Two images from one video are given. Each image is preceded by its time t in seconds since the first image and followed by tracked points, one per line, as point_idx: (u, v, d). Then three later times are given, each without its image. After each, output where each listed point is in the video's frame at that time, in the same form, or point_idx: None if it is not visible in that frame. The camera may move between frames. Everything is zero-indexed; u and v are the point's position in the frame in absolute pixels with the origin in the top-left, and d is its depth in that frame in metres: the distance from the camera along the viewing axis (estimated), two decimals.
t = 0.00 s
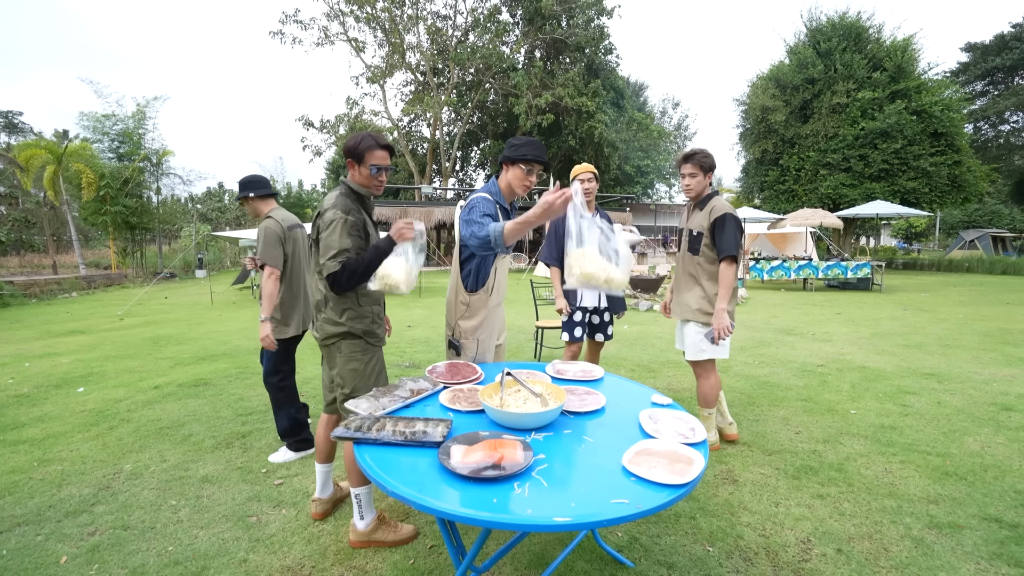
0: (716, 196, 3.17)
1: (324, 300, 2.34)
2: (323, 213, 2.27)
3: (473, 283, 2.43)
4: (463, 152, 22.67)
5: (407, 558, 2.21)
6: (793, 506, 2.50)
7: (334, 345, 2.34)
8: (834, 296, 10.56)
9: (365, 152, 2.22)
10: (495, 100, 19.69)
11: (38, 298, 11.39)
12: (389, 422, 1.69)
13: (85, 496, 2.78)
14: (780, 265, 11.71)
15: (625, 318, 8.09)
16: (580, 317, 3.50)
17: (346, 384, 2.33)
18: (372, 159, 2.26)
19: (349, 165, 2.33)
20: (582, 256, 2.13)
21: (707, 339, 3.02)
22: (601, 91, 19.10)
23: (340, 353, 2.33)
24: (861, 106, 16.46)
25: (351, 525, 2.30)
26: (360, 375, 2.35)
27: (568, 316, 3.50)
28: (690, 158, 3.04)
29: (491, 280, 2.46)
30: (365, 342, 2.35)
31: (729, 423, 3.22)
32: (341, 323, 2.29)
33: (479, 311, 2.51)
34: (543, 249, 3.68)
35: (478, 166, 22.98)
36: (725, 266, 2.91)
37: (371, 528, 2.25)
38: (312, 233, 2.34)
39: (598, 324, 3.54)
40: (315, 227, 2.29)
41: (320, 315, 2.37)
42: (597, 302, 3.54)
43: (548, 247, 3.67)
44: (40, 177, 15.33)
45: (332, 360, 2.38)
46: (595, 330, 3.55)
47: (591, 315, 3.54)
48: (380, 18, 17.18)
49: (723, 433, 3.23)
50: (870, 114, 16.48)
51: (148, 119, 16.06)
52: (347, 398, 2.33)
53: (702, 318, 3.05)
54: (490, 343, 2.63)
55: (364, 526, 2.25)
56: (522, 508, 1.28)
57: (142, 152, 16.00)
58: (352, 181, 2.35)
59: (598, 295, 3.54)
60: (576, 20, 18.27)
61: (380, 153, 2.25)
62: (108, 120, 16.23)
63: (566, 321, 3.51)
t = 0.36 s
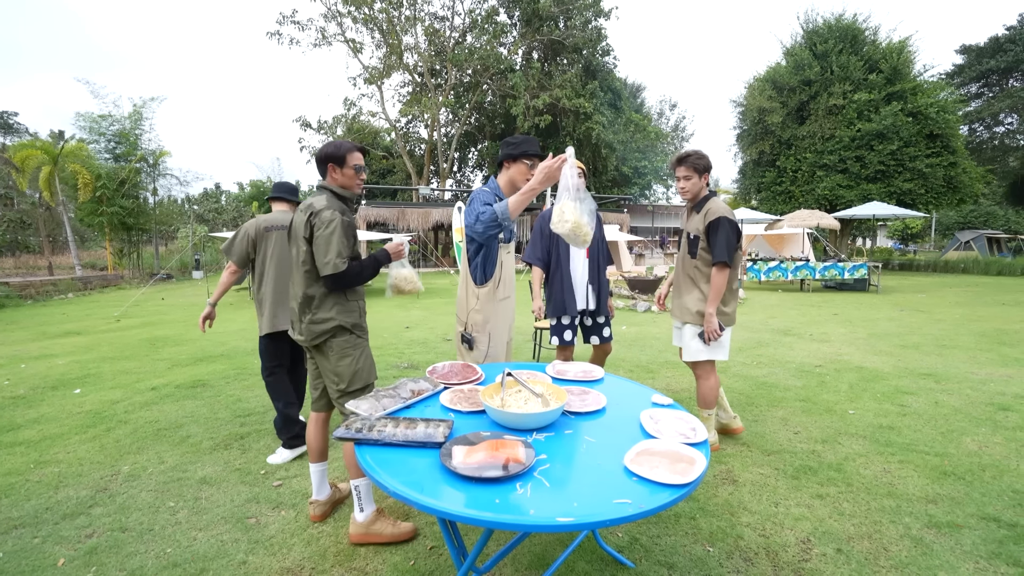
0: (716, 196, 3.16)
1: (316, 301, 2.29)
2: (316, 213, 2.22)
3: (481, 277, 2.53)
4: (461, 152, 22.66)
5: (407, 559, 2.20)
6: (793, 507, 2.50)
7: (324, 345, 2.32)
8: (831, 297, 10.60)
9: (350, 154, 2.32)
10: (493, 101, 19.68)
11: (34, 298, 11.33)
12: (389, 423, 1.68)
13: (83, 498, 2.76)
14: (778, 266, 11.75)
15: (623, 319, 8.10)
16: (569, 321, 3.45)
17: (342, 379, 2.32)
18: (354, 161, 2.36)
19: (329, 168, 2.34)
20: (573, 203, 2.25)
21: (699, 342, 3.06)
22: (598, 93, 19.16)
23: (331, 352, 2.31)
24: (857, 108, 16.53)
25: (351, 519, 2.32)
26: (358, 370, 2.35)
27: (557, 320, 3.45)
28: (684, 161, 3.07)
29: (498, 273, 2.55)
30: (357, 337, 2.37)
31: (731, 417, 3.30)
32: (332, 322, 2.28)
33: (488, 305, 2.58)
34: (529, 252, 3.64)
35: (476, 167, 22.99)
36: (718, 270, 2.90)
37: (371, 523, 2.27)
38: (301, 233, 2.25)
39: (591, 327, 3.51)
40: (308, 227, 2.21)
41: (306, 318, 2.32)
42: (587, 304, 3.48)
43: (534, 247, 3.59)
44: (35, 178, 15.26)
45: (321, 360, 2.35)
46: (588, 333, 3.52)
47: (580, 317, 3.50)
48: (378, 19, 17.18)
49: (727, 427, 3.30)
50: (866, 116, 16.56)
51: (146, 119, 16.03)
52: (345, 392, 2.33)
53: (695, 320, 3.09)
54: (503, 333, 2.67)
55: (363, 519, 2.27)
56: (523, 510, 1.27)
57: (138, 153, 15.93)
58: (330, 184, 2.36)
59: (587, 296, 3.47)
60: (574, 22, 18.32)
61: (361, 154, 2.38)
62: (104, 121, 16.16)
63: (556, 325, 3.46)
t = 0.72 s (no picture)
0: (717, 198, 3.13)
1: (329, 298, 2.29)
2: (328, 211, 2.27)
3: (501, 279, 2.82)
4: (460, 154, 22.68)
5: (407, 560, 2.20)
6: (793, 507, 2.51)
7: (332, 341, 2.32)
8: (830, 298, 10.62)
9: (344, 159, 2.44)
10: (492, 102, 19.70)
11: (32, 300, 11.29)
12: (391, 423, 1.68)
13: (81, 500, 2.75)
14: (777, 267, 11.76)
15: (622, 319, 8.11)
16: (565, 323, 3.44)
17: (351, 373, 2.36)
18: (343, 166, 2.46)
19: (318, 172, 2.38)
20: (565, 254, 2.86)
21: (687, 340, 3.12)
22: (597, 95, 19.20)
23: (341, 347, 2.33)
24: (856, 109, 16.57)
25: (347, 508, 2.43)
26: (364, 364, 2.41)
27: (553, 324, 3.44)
28: (679, 165, 3.09)
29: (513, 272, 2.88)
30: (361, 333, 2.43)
31: (738, 426, 3.22)
32: (345, 317, 2.32)
33: (508, 302, 2.89)
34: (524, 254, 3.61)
35: (475, 168, 23.01)
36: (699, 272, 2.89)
37: (366, 512, 2.36)
38: (312, 232, 2.24)
39: (587, 327, 3.53)
40: (323, 225, 2.24)
41: (315, 315, 2.28)
42: (582, 306, 3.45)
43: (529, 251, 3.55)
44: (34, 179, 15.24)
45: (328, 357, 2.34)
46: (584, 334, 3.54)
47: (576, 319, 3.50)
48: (377, 21, 17.20)
49: (732, 435, 3.24)
50: (864, 117, 16.60)
51: (145, 121, 16.03)
52: (353, 386, 2.37)
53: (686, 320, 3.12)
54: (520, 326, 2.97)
55: (358, 506, 2.38)
56: (523, 510, 1.28)
57: (137, 154, 15.91)
58: (322, 184, 2.39)
59: (583, 299, 3.44)
60: (572, 23, 18.36)
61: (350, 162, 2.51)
62: (104, 122, 16.12)
63: (552, 328, 3.46)
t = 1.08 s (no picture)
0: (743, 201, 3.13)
1: (321, 295, 2.29)
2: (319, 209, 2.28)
3: (523, 277, 2.88)
4: (461, 155, 22.70)
5: (406, 561, 2.20)
6: (793, 508, 2.50)
7: (323, 340, 2.31)
8: (831, 299, 10.60)
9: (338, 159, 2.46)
10: (493, 103, 19.73)
11: (33, 301, 11.31)
12: (390, 424, 1.69)
13: (81, 501, 2.76)
14: (777, 268, 11.76)
15: (623, 320, 8.10)
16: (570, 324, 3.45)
17: (342, 373, 2.34)
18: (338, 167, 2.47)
19: (311, 173, 2.40)
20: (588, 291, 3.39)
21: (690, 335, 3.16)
22: (597, 96, 19.21)
23: (332, 346, 2.32)
24: (856, 110, 16.55)
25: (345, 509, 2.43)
26: (357, 363, 2.39)
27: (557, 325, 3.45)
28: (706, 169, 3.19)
29: (531, 270, 2.97)
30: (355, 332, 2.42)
31: (747, 436, 3.12)
32: (337, 313, 2.30)
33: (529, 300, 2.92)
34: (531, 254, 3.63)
35: (475, 169, 23.04)
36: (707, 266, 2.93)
37: (364, 512, 2.37)
38: (303, 229, 2.25)
39: (591, 329, 3.52)
40: (314, 221, 2.25)
41: (307, 311, 2.27)
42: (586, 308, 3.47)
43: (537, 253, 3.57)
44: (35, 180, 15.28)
45: (320, 356, 2.33)
46: (588, 335, 3.53)
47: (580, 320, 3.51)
48: (378, 22, 17.22)
49: (739, 443, 3.15)
50: (865, 118, 16.57)
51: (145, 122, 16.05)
52: (344, 387, 2.36)
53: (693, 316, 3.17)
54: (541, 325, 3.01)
55: (356, 508, 2.39)
56: (521, 510, 1.28)
57: (138, 156, 15.94)
58: (314, 185, 2.40)
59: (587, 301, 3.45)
60: (573, 24, 18.36)
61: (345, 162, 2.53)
62: (105, 123, 16.13)
63: (556, 329, 3.47)
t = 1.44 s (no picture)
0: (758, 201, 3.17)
1: (308, 290, 2.28)
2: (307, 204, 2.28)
3: (546, 276, 2.89)
4: (462, 155, 22.73)
5: (405, 562, 2.20)
6: (794, 509, 2.49)
7: (315, 337, 2.29)
8: (834, 299, 10.55)
9: (334, 158, 2.46)
10: (495, 104, 19.74)
11: (37, 302, 11.36)
12: (388, 424, 1.68)
13: (82, 501, 2.76)
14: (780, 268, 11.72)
15: (624, 321, 8.09)
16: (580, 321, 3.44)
17: (333, 374, 2.31)
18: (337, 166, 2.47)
19: (310, 172, 2.43)
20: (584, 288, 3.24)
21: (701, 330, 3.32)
22: (599, 96, 19.19)
23: (323, 344, 2.29)
24: (859, 110, 16.49)
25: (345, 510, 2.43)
26: (348, 364, 2.34)
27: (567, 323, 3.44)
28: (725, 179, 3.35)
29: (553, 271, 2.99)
30: (348, 331, 2.38)
31: (750, 436, 3.10)
32: (324, 309, 2.27)
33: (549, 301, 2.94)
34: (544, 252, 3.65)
35: (477, 169, 23.06)
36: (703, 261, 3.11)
37: (364, 514, 2.37)
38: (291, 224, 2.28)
39: (599, 330, 3.52)
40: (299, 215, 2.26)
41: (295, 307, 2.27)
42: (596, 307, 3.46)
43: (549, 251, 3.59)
44: (39, 182, 15.35)
45: (311, 354, 2.32)
46: (595, 336, 3.53)
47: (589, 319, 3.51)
48: (380, 23, 17.24)
49: (741, 445, 3.13)
50: (868, 118, 16.50)
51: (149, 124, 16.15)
52: (335, 388, 2.32)
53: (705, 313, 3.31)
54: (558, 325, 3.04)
55: (356, 509, 2.39)
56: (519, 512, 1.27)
57: (141, 157, 15.99)
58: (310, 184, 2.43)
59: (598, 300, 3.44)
60: (575, 25, 18.33)
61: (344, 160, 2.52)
62: (108, 124, 16.17)
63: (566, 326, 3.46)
